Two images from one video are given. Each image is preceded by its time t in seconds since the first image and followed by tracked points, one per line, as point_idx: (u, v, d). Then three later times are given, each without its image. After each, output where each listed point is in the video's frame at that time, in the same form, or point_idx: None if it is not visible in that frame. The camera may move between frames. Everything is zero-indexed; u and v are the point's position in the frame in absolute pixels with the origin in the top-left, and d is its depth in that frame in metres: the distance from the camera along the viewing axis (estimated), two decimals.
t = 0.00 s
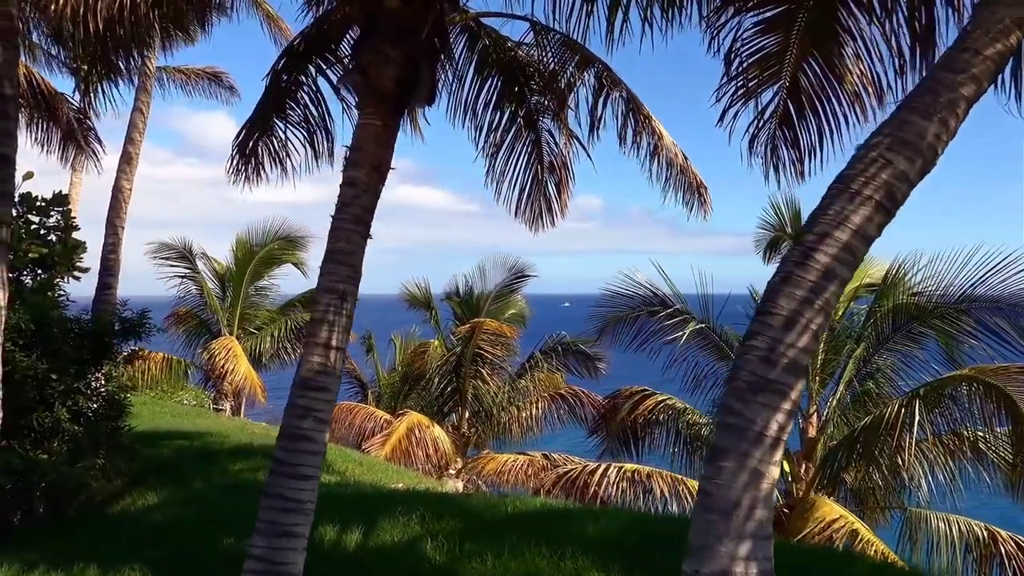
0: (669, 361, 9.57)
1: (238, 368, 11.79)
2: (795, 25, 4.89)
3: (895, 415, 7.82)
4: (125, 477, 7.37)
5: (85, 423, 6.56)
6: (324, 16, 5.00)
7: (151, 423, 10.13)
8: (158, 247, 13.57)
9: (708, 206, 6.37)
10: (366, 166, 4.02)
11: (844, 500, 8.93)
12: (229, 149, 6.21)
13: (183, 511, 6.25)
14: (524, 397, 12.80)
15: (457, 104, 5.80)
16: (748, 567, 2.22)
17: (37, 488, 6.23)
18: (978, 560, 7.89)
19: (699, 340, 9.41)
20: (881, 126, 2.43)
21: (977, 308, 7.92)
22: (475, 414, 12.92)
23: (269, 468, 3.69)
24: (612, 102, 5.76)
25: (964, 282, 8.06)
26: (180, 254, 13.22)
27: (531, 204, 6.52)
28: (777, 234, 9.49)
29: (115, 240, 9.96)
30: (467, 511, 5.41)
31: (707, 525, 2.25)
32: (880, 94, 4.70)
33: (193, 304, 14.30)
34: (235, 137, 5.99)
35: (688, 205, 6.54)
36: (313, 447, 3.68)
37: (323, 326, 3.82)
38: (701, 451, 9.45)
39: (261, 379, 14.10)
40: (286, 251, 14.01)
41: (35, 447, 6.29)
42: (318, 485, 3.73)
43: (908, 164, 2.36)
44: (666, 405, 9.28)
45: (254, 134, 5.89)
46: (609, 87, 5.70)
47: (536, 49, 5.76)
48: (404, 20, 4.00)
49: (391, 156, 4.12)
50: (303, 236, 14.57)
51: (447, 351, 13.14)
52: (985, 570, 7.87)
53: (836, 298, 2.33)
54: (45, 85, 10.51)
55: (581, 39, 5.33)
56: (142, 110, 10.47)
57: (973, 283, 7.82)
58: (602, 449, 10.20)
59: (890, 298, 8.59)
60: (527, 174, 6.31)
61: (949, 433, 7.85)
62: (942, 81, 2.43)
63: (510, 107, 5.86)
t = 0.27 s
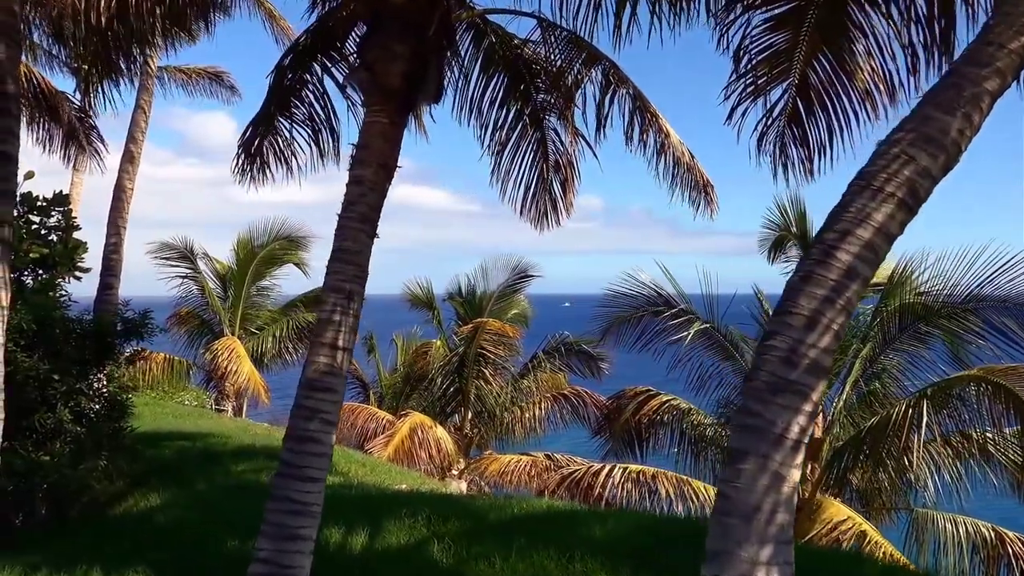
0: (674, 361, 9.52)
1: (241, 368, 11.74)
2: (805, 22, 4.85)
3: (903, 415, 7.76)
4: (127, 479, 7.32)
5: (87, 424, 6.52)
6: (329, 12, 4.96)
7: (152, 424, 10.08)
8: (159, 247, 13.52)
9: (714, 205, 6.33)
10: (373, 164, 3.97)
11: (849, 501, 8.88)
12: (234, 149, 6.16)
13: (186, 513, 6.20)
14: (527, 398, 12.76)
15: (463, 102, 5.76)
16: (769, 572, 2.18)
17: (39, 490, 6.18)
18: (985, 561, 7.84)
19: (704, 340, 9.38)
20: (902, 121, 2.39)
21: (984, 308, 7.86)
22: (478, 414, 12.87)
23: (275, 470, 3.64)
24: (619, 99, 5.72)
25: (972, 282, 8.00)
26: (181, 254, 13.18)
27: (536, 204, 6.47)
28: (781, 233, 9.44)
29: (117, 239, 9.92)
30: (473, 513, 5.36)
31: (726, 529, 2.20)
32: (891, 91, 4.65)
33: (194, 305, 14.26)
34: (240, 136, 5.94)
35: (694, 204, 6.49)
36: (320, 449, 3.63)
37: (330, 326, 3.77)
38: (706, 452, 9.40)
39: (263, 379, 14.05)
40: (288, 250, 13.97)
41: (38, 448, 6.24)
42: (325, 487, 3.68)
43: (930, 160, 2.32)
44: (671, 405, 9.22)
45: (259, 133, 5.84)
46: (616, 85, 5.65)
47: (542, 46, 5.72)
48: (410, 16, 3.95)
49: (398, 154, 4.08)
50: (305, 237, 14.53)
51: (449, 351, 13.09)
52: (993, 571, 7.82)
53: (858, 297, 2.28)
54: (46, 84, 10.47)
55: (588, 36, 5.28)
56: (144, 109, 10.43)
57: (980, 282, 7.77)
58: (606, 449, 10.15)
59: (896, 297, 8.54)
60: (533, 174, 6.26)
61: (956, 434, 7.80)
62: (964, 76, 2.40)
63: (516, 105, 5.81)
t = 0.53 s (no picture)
0: (678, 361, 9.50)
1: (244, 368, 11.69)
2: (816, 19, 4.80)
3: (910, 416, 7.70)
4: (130, 480, 7.27)
5: (89, 425, 6.49)
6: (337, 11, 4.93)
7: (154, 424, 10.03)
8: (161, 246, 13.48)
9: (723, 202, 6.30)
10: (381, 162, 3.93)
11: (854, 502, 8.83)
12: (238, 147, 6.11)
13: (189, 514, 6.15)
14: (529, 399, 12.76)
15: (469, 100, 5.72)
16: None
17: (41, 491, 6.14)
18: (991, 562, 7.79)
19: (708, 339, 9.39)
20: (927, 118, 2.34)
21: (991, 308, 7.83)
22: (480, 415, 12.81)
23: (282, 472, 3.59)
24: (627, 98, 5.67)
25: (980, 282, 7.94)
26: (183, 253, 13.13)
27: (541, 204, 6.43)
28: (787, 233, 9.38)
29: (118, 239, 9.86)
30: (479, 514, 5.32)
31: (747, 533, 2.15)
32: (903, 90, 4.60)
33: (196, 304, 14.22)
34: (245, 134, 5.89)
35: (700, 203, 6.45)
36: (327, 451, 3.58)
37: (337, 327, 3.72)
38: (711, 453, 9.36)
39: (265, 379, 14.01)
40: (290, 250, 13.92)
41: (39, 449, 6.19)
42: (332, 489, 3.63)
43: (955, 158, 2.28)
44: (676, 406, 9.17)
45: (264, 131, 5.79)
46: (623, 82, 5.61)
47: (549, 45, 5.68)
48: (417, 12, 3.90)
49: (406, 152, 4.03)
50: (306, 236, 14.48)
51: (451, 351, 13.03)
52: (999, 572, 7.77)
53: (881, 298, 2.24)
54: (47, 83, 10.42)
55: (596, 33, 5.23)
56: (146, 107, 10.38)
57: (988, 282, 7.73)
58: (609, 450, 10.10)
59: (902, 297, 8.48)
60: (538, 173, 6.21)
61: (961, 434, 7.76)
62: (988, 71, 2.36)
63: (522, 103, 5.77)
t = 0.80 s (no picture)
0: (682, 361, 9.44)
1: (247, 369, 11.64)
2: (826, 16, 4.74)
3: (918, 417, 7.65)
4: (132, 481, 7.22)
5: (91, 426, 6.45)
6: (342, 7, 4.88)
7: (157, 425, 9.99)
8: (163, 246, 13.43)
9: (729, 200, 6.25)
10: (389, 161, 3.88)
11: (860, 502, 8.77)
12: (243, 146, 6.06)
13: (192, 516, 6.09)
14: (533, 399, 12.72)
15: (474, 99, 5.68)
16: None
17: (43, 492, 6.09)
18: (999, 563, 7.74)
19: (713, 339, 9.29)
20: (952, 113, 2.29)
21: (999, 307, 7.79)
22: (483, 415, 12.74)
23: (289, 474, 3.54)
24: (634, 96, 5.62)
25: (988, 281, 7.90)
26: (185, 253, 13.08)
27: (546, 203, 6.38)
28: (791, 233, 9.33)
29: (120, 238, 9.82)
30: (485, 516, 5.28)
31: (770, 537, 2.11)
32: (915, 88, 4.54)
33: (199, 305, 14.18)
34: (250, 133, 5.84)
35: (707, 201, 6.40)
36: (335, 452, 3.53)
37: (344, 327, 3.67)
38: (716, 454, 9.31)
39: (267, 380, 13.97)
40: (292, 250, 13.87)
41: (42, 450, 6.14)
42: (340, 492, 3.58)
43: (980, 154, 2.23)
44: (681, 407, 9.11)
45: (270, 130, 5.74)
46: (631, 80, 5.55)
47: (556, 43, 5.62)
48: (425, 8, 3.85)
49: (414, 150, 3.98)
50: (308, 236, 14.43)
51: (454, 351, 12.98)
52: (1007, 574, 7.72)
53: (906, 297, 2.19)
54: (48, 82, 10.37)
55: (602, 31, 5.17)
56: (148, 106, 10.33)
57: (996, 282, 7.66)
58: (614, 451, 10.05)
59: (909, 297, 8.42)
60: (544, 172, 6.16)
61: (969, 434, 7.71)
62: (1014, 66, 2.31)
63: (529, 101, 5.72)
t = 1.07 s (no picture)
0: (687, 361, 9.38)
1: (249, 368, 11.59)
2: (838, 13, 4.70)
3: (925, 417, 7.60)
4: (135, 481, 7.18)
5: (95, 426, 6.42)
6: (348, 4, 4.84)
7: (159, 424, 9.95)
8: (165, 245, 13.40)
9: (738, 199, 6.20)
10: (398, 158, 3.83)
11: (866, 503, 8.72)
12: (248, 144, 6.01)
13: (197, 517, 6.05)
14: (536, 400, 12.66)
15: (480, 97, 5.63)
16: None
17: (46, 492, 6.05)
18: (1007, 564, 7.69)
19: (719, 340, 9.17)
20: (978, 108, 2.26)
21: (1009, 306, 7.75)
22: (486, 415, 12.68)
23: (297, 475, 3.50)
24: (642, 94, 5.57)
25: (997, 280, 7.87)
26: (187, 253, 13.04)
27: (553, 202, 6.33)
28: (797, 232, 9.27)
29: (122, 237, 9.77)
30: (492, 517, 5.23)
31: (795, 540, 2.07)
32: (928, 85, 4.49)
33: (201, 304, 14.14)
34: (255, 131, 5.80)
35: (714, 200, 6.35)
36: (343, 453, 3.49)
37: (353, 326, 3.63)
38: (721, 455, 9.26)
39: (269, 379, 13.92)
40: (293, 249, 13.83)
41: (45, 451, 6.10)
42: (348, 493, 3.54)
43: (1008, 150, 2.19)
44: (686, 407, 9.06)
45: (275, 128, 5.70)
46: (638, 78, 5.50)
47: (563, 40, 5.57)
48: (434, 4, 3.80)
49: (422, 147, 3.93)
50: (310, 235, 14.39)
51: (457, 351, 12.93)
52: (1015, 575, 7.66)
53: (932, 296, 2.15)
54: (51, 80, 10.33)
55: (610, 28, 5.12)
56: (150, 104, 10.29)
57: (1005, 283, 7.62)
58: (618, 451, 10.00)
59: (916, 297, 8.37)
60: (550, 170, 6.11)
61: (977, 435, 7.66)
62: None
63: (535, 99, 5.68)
